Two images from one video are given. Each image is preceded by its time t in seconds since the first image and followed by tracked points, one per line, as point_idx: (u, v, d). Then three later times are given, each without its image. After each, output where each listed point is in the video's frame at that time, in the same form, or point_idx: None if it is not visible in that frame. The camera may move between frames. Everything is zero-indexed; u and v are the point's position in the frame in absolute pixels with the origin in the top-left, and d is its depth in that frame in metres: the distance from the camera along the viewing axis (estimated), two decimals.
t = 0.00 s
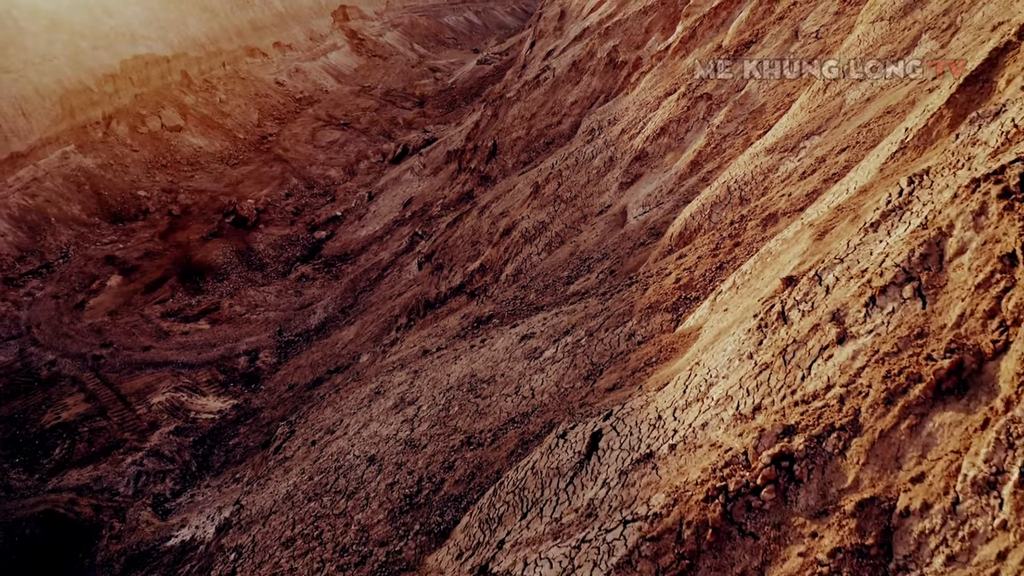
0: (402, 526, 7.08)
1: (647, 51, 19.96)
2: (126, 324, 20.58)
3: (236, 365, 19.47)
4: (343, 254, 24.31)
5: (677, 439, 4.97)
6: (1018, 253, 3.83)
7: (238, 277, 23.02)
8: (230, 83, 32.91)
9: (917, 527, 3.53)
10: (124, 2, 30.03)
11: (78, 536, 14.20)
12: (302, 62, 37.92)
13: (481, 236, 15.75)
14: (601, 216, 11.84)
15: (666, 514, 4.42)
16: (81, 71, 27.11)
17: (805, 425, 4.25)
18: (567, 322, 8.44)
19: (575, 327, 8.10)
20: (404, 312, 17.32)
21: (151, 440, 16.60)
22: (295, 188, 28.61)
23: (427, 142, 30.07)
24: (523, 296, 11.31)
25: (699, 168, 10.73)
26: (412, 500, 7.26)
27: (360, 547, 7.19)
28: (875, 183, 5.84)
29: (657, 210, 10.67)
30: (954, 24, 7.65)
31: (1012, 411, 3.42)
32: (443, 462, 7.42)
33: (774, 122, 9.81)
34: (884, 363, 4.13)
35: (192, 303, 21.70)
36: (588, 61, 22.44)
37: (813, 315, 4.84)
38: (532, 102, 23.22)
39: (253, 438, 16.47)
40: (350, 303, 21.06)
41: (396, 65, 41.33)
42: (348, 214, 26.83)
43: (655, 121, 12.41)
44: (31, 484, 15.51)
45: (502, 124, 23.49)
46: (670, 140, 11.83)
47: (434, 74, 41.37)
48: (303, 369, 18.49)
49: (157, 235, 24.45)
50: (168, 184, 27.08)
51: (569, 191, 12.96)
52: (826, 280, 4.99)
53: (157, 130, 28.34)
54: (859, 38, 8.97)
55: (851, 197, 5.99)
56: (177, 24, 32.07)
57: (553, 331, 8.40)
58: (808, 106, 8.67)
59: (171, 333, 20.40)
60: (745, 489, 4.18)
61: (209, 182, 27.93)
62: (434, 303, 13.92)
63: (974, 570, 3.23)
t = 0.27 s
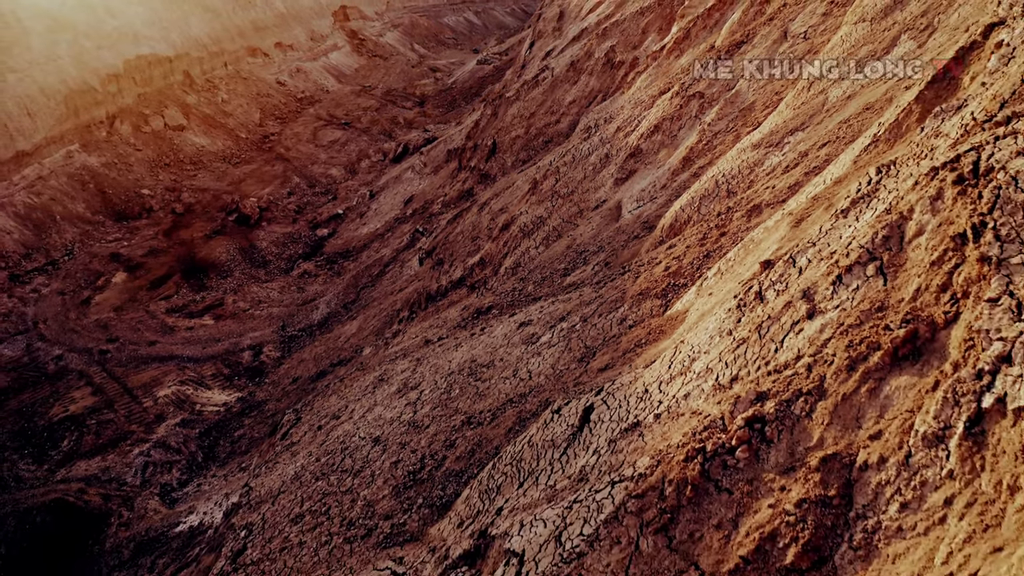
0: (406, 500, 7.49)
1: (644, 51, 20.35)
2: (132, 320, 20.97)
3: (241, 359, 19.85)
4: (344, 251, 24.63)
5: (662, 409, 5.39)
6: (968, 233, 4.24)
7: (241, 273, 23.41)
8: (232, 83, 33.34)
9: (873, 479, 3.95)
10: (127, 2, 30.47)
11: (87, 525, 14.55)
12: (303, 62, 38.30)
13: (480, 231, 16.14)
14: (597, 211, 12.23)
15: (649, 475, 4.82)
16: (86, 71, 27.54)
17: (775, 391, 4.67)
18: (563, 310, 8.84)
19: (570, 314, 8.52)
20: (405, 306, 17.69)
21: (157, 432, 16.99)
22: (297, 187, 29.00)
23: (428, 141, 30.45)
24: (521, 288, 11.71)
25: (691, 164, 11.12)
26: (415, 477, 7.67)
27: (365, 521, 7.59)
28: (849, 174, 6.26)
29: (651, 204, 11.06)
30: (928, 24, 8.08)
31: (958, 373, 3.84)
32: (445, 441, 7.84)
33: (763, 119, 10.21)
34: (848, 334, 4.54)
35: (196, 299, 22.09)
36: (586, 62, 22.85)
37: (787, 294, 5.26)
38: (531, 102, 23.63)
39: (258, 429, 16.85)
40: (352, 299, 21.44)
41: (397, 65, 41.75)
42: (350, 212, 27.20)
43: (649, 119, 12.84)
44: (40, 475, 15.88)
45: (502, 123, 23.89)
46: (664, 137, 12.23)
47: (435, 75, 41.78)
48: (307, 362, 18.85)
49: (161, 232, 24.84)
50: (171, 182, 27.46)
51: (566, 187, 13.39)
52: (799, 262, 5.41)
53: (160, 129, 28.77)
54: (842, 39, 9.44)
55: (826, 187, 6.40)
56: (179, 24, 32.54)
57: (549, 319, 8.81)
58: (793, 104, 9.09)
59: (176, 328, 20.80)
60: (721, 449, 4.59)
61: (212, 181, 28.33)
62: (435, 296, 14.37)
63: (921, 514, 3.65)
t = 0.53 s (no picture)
0: (409, 477, 7.90)
1: (641, 51, 20.75)
2: (137, 315, 21.38)
3: (245, 354, 20.24)
4: (346, 248, 24.98)
5: (649, 383, 5.84)
6: (926, 216, 4.67)
7: (245, 270, 23.79)
8: (234, 83, 33.68)
9: (838, 440, 4.34)
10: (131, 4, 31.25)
11: (96, 512, 14.95)
12: (304, 62, 38.66)
13: (480, 227, 16.52)
14: (594, 206, 12.61)
15: (636, 440, 5.29)
16: (90, 71, 28.09)
17: (749, 363, 5.13)
18: (559, 298, 9.25)
19: (566, 302, 8.93)
20: (407, 301, 18.07)
21: (164, 423, 17.39)
22: (299, 185, 29.39)
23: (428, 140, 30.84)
24: (519, 280, 12.11)
25: (684, 160, 11.48)
26: (418, 455, 8.09)
27: (371, 497, 8.01)
28: (826, 166, 6.68)
29: (645, 198, 11.45)
30: (907, 25, 8.49)
31: (914, 341, 4.25)
32: (446, 421, 8.27)
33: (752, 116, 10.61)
34: (817, 310, 4.99)
35: (201, 295, 22.49)
36: (585, 61, 23.24)
37: (765, 276, 5.69)
38: (530, 101, 24.05)
39: (262, 421, 17.24)
40: (355, 295, 21.81)
41: (398, 65, 42.16)
42: (351, 210, 27.58)
43: (644, 117, 13.26)
44: (49, 466, 16.29)
45: (502, 122, 24.28)
46: (659, 134, 12.63)
47: (435, 74, 42.18)
48: (310, 356, 19.21)
49: (166, 230, 25.26)
50: (175, 181, 27.84)
51: (564, 183, 13.83)
52: (777, 247, 5.85)
53: (164, 128, 29.08)
54: (827, 40, 9.87)
55: (805, 178, 6.82)
56: (181, 25, 33.17)
57: (546, 307, 9.23)
58: (780, 101, 9.51)
59: (181, 323, 21.20)
60: (701, 416, 5.04)
61: (215, 180, 28.73)
62: (437, 288, 14.83)
63: (880, 469, 4.05)
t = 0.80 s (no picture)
0: (413, 456, 8.32)
1: (638, 51, 21.13)
2: (143, 311, 21.78)
3: (249, 348, 20.60)
4: (348, 245, 25.34)
5: (637, 360, 6.27)
6: (891, 203, 5.10)
7: (248, 267, 24.15)
8: (237, 82, 34.04)
9: (808, 406, 4.76)
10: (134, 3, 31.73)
11: (103, 501, 15.34)
12: (305, 62, 39.05)
13: (480, 224, 16.90)
14: (590, 202, 12.99)
15: (625, 411, 5.73)
16: (94, 71, 28.60)
17: (728, 339, 5.56)
18: (556, 289, 9.65)
19: (562, 292, 9.34)
20: (409, 295, 18.44)
21: (170, 416, 17.76)
22: (301, 184, 29.79)
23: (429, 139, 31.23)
24: (517, 274, 12.49)
25: (677, 156, 11.83)
26: (421, 435, 8.52)
27: (376, 475, 8.43)
28: (805, 159, 7.09)
29: (639, 193, 11.82)
30: (888, 26, 8.89)
31: (876, 315, 4.67)
32: (448, 404, 8.70)
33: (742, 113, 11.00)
34: (791, 290, 5.42)
35: (205, 292, 22.87)
36: (583, 61, 23.63)
37: (745, 261, 6.14)
38: (529, 101, 24.47)
39: (266, 413, 17.62)
40: (357, 291, 22.15)
41: (398, 65, 42.56)
42: (353, 208, 27.96)
43: (640, 116, 13.68)
44: (57, 457, 16.69)
45: (501, 121, 24.67)
46: (653, 132, 13.03)
47: (436, 74, 42.57)
48: (313, 351, 19.55)
49: (170, 228, 25.66)
50: (178, 179, 28.22)
51: (561, 179, 14.26)
52: (756, 234, 6.29)
53: (167, 128, 29.42)
54: (813, 40, 10.30)
55: (786, 171, 7.23)
56: (183, 25, 33.63)
57: (543, 297, 9.63)
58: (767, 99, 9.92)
59: (186, 319, 21.59)
60: (685, 389, 5.49)
61: (218, 178, 29.10)
62: (438, 282, 15.28)
63: (845, 432, 4.46)
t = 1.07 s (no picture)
0: (416, 437, 8.75)
1: (635, 50, 21.53)
2: (148, 307, 22.16)
3: (253, 343, 20.99)
4: (350, 243, 25.72)
5: (628, 341, 6.68)
6: (861, 191, 5.53)
7: (251, 264, 24.55)
8: (238, 82, 34.49)
9: (782, 378, 5.17)
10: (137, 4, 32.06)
11: (113, 492, 15.60)
12: (306, 63, 39.43)
13: (480, 220, 17.28)
14: (587, 197, 13.38)
15: (615, 387, 6.17)
16: (97, 70, 28.95)
17: (711, 319, 5.98)
18: (553, 279, 10.06)
19: (558, 282, 9.77)
20: (410, 290, 18.82)
21: (176, 409, 18.14)
22: (302, 183, 30.19)
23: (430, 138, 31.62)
24: (516, 267, 12.90)
25: (671, 153, 12.20)
26: (424, 418, 8.96)
27: (381, 456, 8.86)
28: (786, 152, 7.50)
29: (634, 188, 12.21)
30: (870, 26, 9.29)
31: (845, 293, 5.09)
32: (449, 388, 9.13)
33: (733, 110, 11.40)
34: (769, 273, 5.85)
35: (209, 288, 23.26)
36: (581, 61, 24.04)
37: (729, 248, 6.55)
38: (528, 100, 24.88)
39: (271, 405, 18.00)
40: (359, 286, 22.51)
41: (399, 65, 42.98)
42: (354, 206, 28.36)
43: (636, 114, 14.11)
44: (66, 449, 17.14)
45: (501, 121, 25.05)
46: (648, 130, 13.45)
47: (436, 75, 42.99)
48: (316, 345, 19.91)
49: (174, 227, 26.06)
50: (181, 178, 28.62)
51: (558, 176, 14.69)
52: (739, 223, 6.71)
53: (170, 127, 29.81)
54: (800, 41, 10.71)
55: (769, 164, 7.65)
56: (186, 25, 34.03)
57: (540, 287, 10.05)
58: (757, 97, 10.33)
59: (190, 314, 22.00)
60: (670, 364, 5.92)
61: (221, 177, 29.51)
62: (439, 276, 15.69)
63: (815, 400, 4.86)
